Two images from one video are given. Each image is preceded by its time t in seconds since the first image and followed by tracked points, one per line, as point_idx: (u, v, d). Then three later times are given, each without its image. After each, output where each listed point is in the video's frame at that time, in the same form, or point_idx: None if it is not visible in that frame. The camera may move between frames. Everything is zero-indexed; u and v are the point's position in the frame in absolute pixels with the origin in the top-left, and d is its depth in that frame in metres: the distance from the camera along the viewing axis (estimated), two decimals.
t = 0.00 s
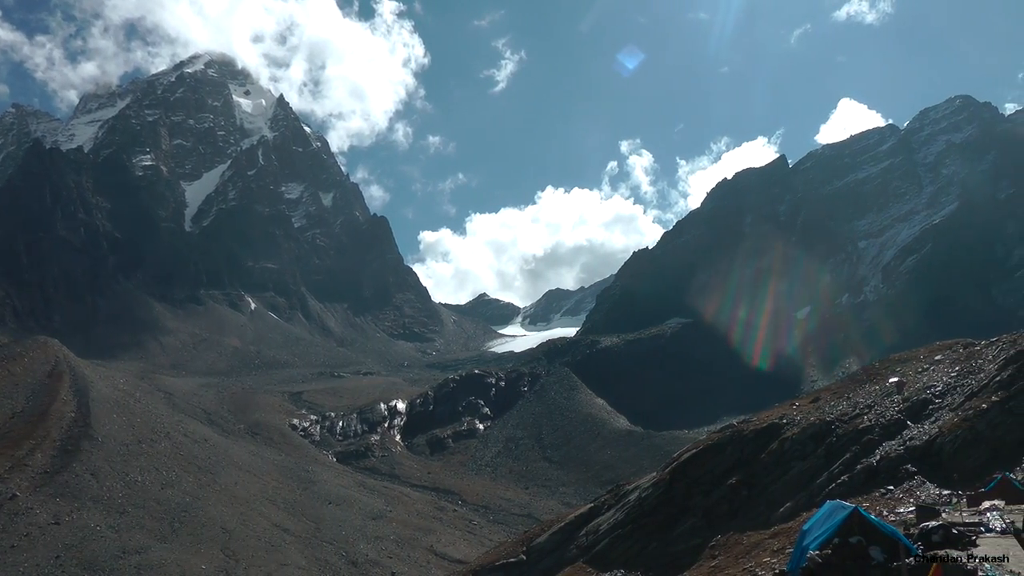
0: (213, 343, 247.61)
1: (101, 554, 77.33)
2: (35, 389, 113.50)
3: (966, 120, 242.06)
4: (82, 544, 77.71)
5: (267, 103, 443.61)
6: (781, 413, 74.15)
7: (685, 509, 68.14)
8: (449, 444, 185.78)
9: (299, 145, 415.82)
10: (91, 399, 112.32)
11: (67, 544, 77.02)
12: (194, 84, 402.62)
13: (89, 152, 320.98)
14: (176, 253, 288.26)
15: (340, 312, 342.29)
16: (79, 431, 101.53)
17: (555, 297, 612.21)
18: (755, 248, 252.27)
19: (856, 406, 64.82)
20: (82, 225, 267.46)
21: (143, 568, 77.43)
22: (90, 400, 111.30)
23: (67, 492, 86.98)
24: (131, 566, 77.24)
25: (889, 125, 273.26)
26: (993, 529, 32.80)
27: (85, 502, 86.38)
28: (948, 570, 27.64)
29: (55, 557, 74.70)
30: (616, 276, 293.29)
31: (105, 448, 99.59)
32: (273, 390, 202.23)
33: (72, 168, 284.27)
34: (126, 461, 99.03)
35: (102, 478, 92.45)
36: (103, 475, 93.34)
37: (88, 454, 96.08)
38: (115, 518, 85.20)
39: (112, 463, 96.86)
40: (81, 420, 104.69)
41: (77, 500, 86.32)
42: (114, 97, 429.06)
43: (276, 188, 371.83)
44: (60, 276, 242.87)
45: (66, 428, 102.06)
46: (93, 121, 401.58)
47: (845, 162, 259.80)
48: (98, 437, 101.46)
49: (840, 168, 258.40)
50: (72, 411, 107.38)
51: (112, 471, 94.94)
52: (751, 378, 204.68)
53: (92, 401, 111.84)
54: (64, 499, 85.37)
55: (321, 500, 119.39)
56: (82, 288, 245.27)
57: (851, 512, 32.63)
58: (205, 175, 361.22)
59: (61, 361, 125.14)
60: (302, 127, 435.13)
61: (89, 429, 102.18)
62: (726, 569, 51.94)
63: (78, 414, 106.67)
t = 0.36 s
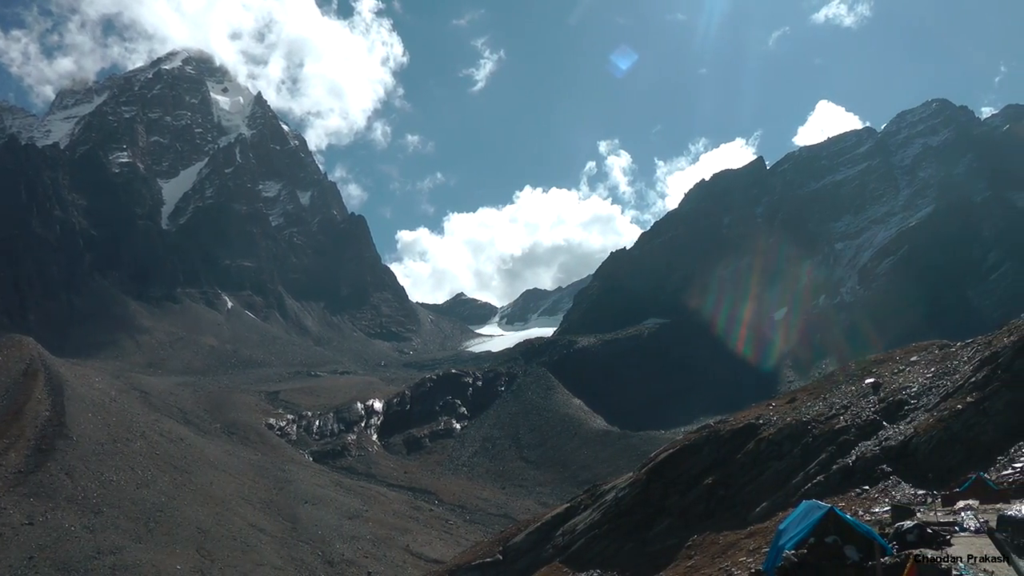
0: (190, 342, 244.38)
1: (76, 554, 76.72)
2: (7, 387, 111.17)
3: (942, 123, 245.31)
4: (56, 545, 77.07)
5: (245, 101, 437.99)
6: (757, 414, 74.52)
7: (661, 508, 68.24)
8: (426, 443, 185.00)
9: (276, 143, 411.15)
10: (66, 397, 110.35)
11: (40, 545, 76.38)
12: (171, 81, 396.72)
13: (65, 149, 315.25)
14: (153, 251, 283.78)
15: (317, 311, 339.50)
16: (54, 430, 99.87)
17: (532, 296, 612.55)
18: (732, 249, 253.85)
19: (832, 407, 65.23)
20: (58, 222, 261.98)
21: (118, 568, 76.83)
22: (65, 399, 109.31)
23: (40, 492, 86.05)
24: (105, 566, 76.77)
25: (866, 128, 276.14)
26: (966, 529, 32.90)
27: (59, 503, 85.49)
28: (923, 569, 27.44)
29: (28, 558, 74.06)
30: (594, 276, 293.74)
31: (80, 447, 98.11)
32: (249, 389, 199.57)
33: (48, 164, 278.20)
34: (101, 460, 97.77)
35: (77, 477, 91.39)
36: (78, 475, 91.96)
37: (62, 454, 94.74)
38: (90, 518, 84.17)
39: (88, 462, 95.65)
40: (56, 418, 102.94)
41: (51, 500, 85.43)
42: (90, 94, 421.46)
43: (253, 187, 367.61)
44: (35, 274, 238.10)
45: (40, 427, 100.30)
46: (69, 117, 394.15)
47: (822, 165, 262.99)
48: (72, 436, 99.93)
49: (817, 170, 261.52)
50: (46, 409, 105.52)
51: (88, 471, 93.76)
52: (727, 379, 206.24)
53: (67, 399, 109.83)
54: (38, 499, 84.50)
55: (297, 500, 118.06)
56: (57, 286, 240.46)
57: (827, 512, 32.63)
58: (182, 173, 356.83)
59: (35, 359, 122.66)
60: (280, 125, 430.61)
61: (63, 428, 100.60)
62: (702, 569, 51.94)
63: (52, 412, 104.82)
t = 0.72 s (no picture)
0: (166, 341, 240.94)
1: (51, 554, 75.96)
2: None
3: (919, 126, 248.12)
4: (31, 545, 76.11)
5: (223, 98, 431.65)
6: (734, 414, 74.76)
7: (639, 508, 68.25)
8: (403, 442, 184.03)
9: (255, 141, 405.68)
10: (40, 395, 108.14)
11: (14, 545, 75.27)
12: (148, 77, 390.40)
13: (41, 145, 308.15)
14: (130, 249, 279.18)
15: (295, 309, 336.16)
16: (28, 429, 97.97)
17: (511, 296, 611.83)
18: (710, 251, 255.16)
19: (809, 407, 65.48)
20: (33, 219, 256.59)
21: (94, 568, 76.70)
22: (40, 397, 107.13)
23: (15, 492, 84.50)
24: (80, 567, 76.21)
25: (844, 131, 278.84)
26: (941, 529, 32.98)
27: (33, 502, 84.09)
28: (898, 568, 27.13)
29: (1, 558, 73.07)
30: (572, 275, 294.04)
31: (55, 447, 96.46)
32: (225, 388, 196.58)
33: (24, 160, 272.14)
34: (77, 460, 96.27)
35: (51, 477, 89.95)
36: (52, 475, 90.52)
37: (37, 453, 93.04)
38: (64, 519, 83.39)
39: (63, 462, 94.21)
40: (30, 417, 100.91)
41: (25, 500, 83.96)
42: (67, 89, 413.39)
43: (231, 184, 363.03)
44: (10, 271, 232.89)
45: (14, 426, 98.27)
46: (45, 113, 386.38)
47: (799, 167, 265.63)
48: (47, 435, 98.12)
49: (794, 172, 264.15)
50: (21, 407, 103.41)
51: (63, 471, 92.31)
52: (704, 380, 207.48)
53: (42, 398, 107.73)
54: (12, 499, 82.97)
55: (273, 499, 116.72)
56: (32, 283, 235.48)
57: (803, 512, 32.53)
58: (160, 169, 350.54)
59: (9, 355, 119.89)
60: (259, 122, 425.36)
61: (37, 427, 98.70)
62: (678, 569, 51.88)
63: (27, 411, 102.72)
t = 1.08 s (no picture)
0: (142, 339, 237.59)
1: (23, 555, 76.19)
2: None
3: (895, 128, 250.98)
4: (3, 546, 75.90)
5: (200, 95, 425.01)
6: (710, 414, 74.86)
7: (615, 508, 68.24)
8: (379, 442, 182.92)
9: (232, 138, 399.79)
10: (14, 393, 106.24)
11: None
12: (125, 73, 383.30)
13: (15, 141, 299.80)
14: (107, 247, 274.44)
15: (271, 308, 332.45)
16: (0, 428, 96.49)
17: (488, 295, 610.81)
18: (688, 252, 256.55)
19: (784, 408, 65.67)
20: (8, 215, 251.02)
21: (66, 568, 77.37)
22: (13, 394, 105.20)
23: None
24: (51, 568, 76.56)
25: (821, 133, 281.28)
26: (914, 528, 33.08)
27: (5, 502, 83.21)
28: (873, 568, 26.99)
29: None
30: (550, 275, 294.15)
31: (29, 446, 95.15)
32: (200, 387, 193.39)
33: None
34: (50, 460, 95.16)
35: (24, 476, 88.97)
36: (26, 474, 89.51)
37: (10, 453, 91.75)
38: (37, 519, 83.07)
39: (37, 462, 93.18)
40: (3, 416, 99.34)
41: None
42: (43, 85, 405.17)
43: (208, 182, 358.02)
44: None
45: None
46: (20, 108, 378.14)
47: (776, 169, 268.00)
48: (20, 434, 96.58)
49: (771, 174, 266.62)
50: None
51: (36, 471, 91.27)
52: (679, 379, 208.67)
53: (16, 396, 105.91)
54: None
55: (248, 498, 115.47)
56: (7, 280, 230.32)
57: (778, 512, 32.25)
58: (136, 166, 345.35)
59: None
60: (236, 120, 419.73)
61: (10, 426, 97.17)
62: (654, 569, 51.82)
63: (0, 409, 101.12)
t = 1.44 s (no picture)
0: (113, 337, 233.05)
1: None
2: None
3: (868, 130, 254.21)
4: None
5: (173, 90, 413.14)
6: (682, 414, 75.04)
7: (587, 508, 68.17)
8: (351, 441, 181.46)
9: (204, 135, 389.03)
10: None
11: None
12: (97, 67, 370.04)
13: None
14: (77, 244, 268.05)
15: (243, 306, 327.54)
16: None
17: (460, 294, 608.89)
18: (662, 252, 257.84)
19: (756, 408, 65.92)
20: None
21: (34, 569, 78.62)
22: None
23: None
24: (17, 569, 77.82)
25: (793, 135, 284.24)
26: (884, 528, 33.22)
27: None
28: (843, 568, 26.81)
29: None
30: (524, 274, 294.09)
31: None
32: (171, 386, 189.16)
33: None
34: (17, 459, 95.56)
35: None
36: None
37: None
38: (4, 518, 84.44)
39: (4, 460, 93.74)
40: None
41: None
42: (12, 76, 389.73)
43: (180, 179, 350.44)
44: None
45: None
46: None
47: (749, 171, 270.59)
48: None
49: (744, 175, 269.23)
50: None
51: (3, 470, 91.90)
52: (650, 380, 209.95)
53: None
54: None
55: (219, 497, 114.00)
56: None
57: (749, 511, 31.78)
58: (107, 163, 336.11)
59: None
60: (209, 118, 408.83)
61: None
62: (625, 568, 51.71)
63: None
